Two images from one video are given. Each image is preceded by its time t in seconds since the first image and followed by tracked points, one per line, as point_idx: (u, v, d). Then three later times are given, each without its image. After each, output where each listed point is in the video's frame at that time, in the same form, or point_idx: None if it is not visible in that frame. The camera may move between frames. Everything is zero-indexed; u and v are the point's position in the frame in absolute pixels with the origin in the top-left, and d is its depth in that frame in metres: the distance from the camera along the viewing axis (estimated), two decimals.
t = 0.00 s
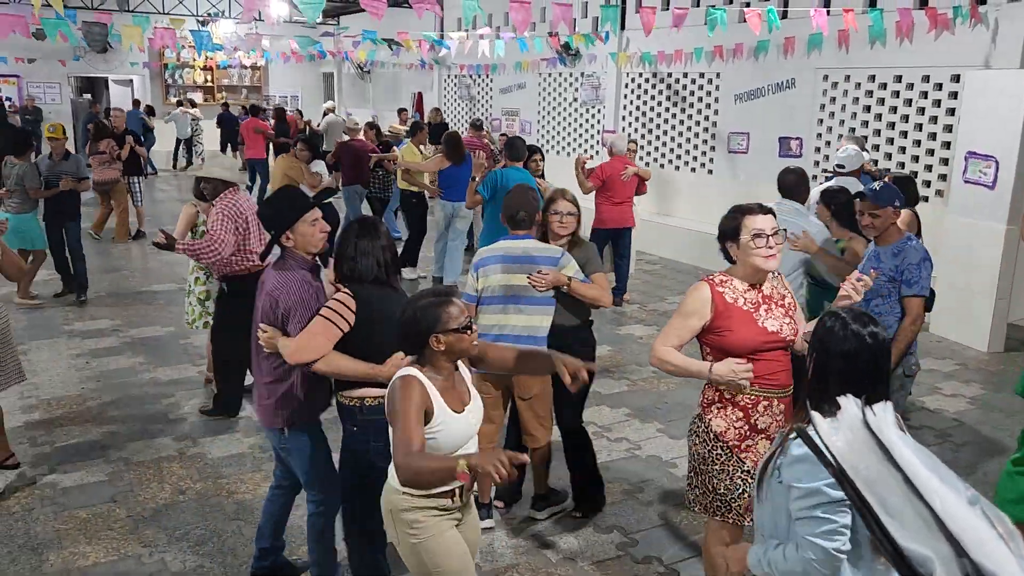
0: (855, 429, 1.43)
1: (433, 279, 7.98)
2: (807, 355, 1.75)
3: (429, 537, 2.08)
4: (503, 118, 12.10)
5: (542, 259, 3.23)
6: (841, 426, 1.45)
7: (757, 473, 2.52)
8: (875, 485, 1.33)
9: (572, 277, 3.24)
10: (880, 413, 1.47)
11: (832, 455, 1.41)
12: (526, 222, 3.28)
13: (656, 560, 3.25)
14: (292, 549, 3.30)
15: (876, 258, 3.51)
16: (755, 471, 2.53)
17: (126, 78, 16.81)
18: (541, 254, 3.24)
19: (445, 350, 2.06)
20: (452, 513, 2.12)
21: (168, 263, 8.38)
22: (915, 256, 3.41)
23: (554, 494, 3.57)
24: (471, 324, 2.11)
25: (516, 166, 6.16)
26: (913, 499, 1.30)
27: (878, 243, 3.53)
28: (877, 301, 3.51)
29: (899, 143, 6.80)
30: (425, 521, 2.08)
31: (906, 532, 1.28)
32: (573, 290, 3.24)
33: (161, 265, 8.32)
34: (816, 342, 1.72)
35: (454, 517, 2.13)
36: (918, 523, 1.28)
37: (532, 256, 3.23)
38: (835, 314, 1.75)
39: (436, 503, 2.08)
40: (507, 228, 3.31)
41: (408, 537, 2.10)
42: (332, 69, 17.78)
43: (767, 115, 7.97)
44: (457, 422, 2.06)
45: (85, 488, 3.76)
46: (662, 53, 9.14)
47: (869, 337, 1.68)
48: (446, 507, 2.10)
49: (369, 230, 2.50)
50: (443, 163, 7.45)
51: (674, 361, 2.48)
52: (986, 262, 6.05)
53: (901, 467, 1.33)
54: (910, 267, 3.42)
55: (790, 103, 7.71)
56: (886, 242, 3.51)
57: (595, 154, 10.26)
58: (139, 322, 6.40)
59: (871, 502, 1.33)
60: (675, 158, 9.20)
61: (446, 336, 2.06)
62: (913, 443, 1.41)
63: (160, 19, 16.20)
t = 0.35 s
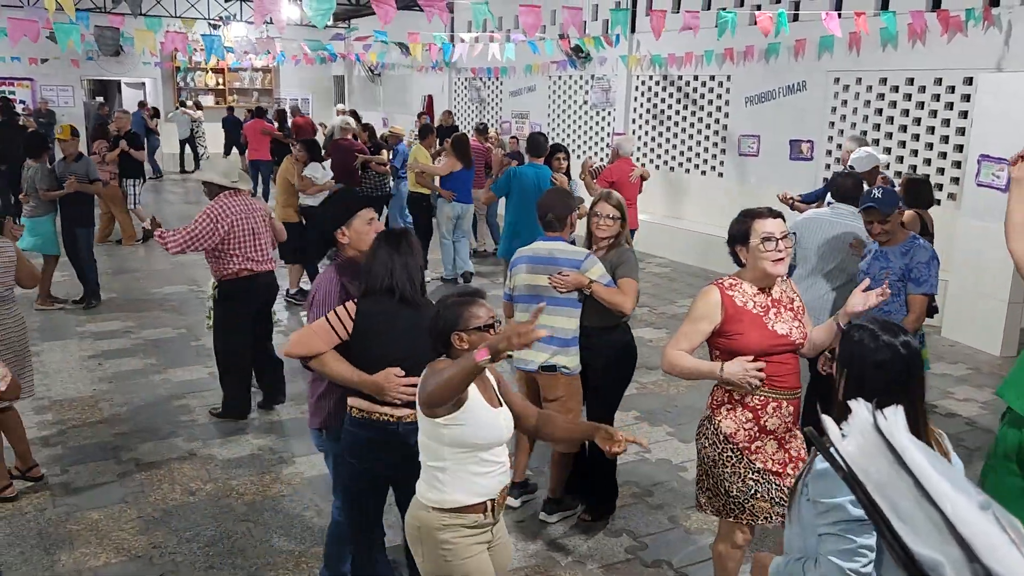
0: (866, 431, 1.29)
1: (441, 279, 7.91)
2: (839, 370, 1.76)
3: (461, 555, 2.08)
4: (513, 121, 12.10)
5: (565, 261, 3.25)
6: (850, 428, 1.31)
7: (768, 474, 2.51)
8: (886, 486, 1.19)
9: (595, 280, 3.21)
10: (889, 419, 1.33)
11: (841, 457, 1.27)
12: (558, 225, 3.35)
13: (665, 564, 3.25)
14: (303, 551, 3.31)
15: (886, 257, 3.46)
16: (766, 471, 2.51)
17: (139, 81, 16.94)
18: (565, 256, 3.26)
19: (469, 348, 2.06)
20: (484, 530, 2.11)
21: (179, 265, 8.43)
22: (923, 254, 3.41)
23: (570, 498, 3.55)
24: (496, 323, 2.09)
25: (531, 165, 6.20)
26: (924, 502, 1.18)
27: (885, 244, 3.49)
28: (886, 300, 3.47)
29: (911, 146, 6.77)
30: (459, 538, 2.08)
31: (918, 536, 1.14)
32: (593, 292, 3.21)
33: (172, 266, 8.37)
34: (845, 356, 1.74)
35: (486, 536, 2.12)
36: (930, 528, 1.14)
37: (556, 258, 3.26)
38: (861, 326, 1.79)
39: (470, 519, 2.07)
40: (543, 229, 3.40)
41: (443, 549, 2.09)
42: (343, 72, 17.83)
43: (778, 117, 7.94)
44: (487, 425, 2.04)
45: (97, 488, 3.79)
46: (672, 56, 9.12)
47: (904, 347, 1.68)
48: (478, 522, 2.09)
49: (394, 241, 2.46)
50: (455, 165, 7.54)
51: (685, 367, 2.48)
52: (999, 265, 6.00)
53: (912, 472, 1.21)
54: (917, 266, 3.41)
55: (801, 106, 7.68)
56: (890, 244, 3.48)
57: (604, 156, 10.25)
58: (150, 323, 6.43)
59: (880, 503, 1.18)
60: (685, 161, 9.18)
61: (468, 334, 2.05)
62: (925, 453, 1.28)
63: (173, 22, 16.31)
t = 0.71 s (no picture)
0: (875, 436, 1.30)
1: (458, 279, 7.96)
2: (893, 382, 1.73)
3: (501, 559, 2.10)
4: (522, 123, 12.12)
5: (583, 261, 3.29)
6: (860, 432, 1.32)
7: (780, 468, 2.52)
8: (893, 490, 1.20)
9: (613, 279, 3.22)
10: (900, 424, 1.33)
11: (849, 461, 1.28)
12: (579, 224, 3.37)
13: (674, 567, 3.24)
14: (312, 553, 3.32)
15: (892, 262, 3.42)
16: (780, 465, 2.53)
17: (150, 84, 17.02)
18: (584, 256, 3.30)
19: (488, 361, 2.05)
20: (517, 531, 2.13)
21: (188, 267, 8.47)
22: (932, 258, 3.37)
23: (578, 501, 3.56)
24: (514, 333, 2.10)
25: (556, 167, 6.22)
26: (934, 507, 1.17)
27: (889, 246, 3.45)
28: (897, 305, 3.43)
29: (921, 148, 6.75)
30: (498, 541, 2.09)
31: (926, 540, 1.14)
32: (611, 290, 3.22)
33: (182, 268, 8.40)
34: (899, 368, 1.71)
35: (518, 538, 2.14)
36: (939, 531, 1.14)
37: (574, 259, 3.30)
38: (912, 335, 1.74)
39: (507, 522, 2.09)
40: (563, 228, 3.42)
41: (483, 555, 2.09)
42: (352, 75, 17.90)
43: (787, 119, 7.92)
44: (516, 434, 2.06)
45: (106, 489, 3.80)
46: (682, 59, 9.12)
47: (959, 360, 1.66)
48: (515, 525, 2.11)
49: (432, 232, 2.53)
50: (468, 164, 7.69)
51: (710, 362, 2.47)
52: (1010, 268, 5.98)
53: (922, 475, 1.20)
54: (928, 270, 3.37)
55: (811, 109, 7.66)
56: (894, 248, 3.44)
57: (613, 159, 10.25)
58: (160, 325, 6.46)
59: (889, 510, 1.19)
60: (693, 163, 9.17)
61: (488, 349, 2.04)
62: (937, 455, 1.27)
63: (183, 26, 16.40)
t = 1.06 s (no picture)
0: (884, 438, 1.42)
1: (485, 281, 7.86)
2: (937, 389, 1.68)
3: (517, 546, 2.12)
4: (529, 126, 12.13)
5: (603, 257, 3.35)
6: (870, 435, 1.43)
7: (795, 462, 2.53)
8: (905, 495, 1.34)
9: (631, 275, 3.32)
10: (907, 425, 1.44)
11: (858, 463, 1.40)
12: (596, 222, 3.40)
13: (682, 570, 3.23)
14: (319, 554, 3.32)
15: (905, 269, 3.40)
16: (795, 459, 2.53)
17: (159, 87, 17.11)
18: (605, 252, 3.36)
19: (504, 359, 2.08)
20: (546, 524, 2.12)
21: (196, 269, 8.49)
22: (944, 265, 3.37)
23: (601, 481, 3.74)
24: (535, 332, 2.08)
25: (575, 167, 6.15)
26: (943, 512, 1.32)
27: (902, 253, 3.43)
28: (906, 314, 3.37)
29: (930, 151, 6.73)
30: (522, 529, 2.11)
31: (936, 544, 1.29)
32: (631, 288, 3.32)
33: (190, 270, 8.44)
34: (941, 374, 1.65)
35: (549, 531, 2.13)
36: (947, 534, 1.30)
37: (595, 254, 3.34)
38: (956, 341, 1.67)
39: (524, 512, 2.10)
40: (581, 225, 3.47)
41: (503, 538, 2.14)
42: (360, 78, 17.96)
43: (796, 122, 7.91)
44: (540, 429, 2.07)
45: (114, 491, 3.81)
46: (690, 62, 9.12)
47: (1005, 367, 1.57)
48: (534, 517, 2.10)
49: (454, 231, 2.56)
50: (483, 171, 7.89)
51: (738, 349, 2.47)
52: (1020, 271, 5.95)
53: (932, 482, 1.34)
54: (941, 278, 3.37)
55: (819, 111, 7.65)
56: (906, 254, 3.43)
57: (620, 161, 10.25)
58: (169, 326, 6.48)
59: (899, 514, 1.33)
60: (702, 165, 9.16)
61: (502, 348, 2.07)
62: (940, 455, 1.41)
63: (192, 29, 16.47)
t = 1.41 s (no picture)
0: (892, 441, 1.42)
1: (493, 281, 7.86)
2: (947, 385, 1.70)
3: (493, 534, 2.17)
4: (536, 128, 12.13)
5: (624, 256, 3.41)
6: (877, 437, 1.43)
7: (809, 466, 2.51)
8: (912, 499, 1.34)
9: (652, 273, 3.41)
10: (915, 427, 1.44)
11: (867, 467, 1.40)
12: (610, 223, 3.48)
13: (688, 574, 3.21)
14: (325, 556, 3.32)
15: (911, 271, 3.38)
16: (808, 464, 2.51)
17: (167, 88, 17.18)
18: (623, 251, 3.42)
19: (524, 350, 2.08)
20: (530, 530, 2.14)
21: (204, 271, 8.52)
22: (948, 265, 3.35)
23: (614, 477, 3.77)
24: (559, 329, 2.06)
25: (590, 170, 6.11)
26: (951, 514, 1.31)
27: (907, 254, 3.42)
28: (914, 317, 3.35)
29: (939, 153, 6.71)
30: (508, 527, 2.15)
31: (947, 548, 1.29)
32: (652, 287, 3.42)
33: (197, 272, 8.46)
34: (958, 372, 1.66)
35: (532, 536, 2.15)
36: (957, 538, 1.29)
37: (614, 254, 3.41)
38: (965, 337, 1.70)
39: (501, 502, 2.14)
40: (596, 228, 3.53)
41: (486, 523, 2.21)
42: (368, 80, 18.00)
43: (803, 124, 7.89)
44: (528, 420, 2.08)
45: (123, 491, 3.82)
46: (697, 64, 9.11)
47: (1015, 365, 1.62)
48: (510, 509, 2.13)
49: (460, 230, 2.64)
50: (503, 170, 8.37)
51: (745, 347, 2.47)
52: None
53: (940, 485, 1.34)
54: (942, 278, 3.35)
55: (827, 114, 7.63)
56: (910, 255, 3.42)
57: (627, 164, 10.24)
58: (176, 328, 6.50)
59: (909, 518, 1.33)
60: (709, 168, 9.15)
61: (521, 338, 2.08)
62: (949, 457, 1.41)
63: (200, 31, 16.54)
